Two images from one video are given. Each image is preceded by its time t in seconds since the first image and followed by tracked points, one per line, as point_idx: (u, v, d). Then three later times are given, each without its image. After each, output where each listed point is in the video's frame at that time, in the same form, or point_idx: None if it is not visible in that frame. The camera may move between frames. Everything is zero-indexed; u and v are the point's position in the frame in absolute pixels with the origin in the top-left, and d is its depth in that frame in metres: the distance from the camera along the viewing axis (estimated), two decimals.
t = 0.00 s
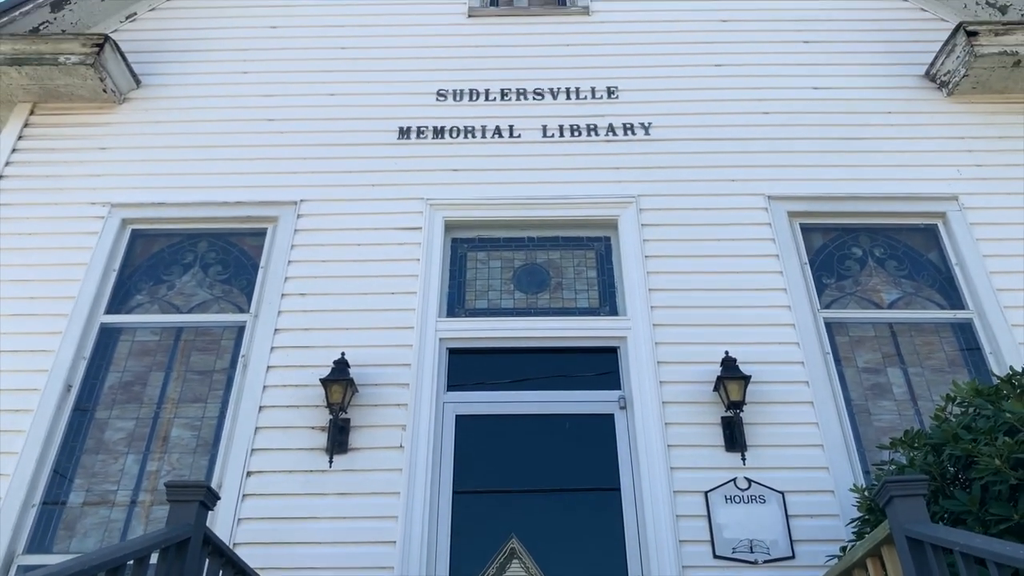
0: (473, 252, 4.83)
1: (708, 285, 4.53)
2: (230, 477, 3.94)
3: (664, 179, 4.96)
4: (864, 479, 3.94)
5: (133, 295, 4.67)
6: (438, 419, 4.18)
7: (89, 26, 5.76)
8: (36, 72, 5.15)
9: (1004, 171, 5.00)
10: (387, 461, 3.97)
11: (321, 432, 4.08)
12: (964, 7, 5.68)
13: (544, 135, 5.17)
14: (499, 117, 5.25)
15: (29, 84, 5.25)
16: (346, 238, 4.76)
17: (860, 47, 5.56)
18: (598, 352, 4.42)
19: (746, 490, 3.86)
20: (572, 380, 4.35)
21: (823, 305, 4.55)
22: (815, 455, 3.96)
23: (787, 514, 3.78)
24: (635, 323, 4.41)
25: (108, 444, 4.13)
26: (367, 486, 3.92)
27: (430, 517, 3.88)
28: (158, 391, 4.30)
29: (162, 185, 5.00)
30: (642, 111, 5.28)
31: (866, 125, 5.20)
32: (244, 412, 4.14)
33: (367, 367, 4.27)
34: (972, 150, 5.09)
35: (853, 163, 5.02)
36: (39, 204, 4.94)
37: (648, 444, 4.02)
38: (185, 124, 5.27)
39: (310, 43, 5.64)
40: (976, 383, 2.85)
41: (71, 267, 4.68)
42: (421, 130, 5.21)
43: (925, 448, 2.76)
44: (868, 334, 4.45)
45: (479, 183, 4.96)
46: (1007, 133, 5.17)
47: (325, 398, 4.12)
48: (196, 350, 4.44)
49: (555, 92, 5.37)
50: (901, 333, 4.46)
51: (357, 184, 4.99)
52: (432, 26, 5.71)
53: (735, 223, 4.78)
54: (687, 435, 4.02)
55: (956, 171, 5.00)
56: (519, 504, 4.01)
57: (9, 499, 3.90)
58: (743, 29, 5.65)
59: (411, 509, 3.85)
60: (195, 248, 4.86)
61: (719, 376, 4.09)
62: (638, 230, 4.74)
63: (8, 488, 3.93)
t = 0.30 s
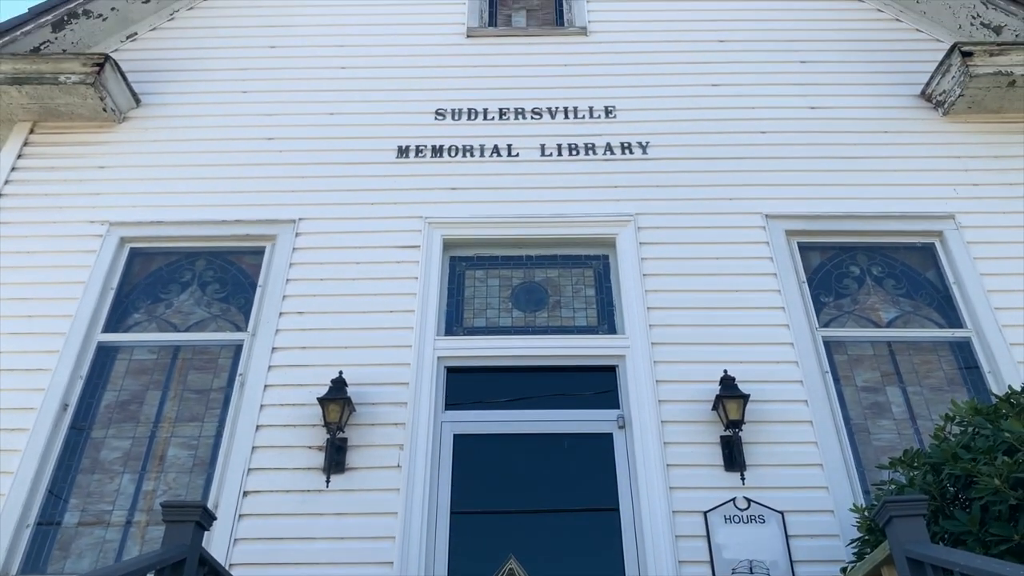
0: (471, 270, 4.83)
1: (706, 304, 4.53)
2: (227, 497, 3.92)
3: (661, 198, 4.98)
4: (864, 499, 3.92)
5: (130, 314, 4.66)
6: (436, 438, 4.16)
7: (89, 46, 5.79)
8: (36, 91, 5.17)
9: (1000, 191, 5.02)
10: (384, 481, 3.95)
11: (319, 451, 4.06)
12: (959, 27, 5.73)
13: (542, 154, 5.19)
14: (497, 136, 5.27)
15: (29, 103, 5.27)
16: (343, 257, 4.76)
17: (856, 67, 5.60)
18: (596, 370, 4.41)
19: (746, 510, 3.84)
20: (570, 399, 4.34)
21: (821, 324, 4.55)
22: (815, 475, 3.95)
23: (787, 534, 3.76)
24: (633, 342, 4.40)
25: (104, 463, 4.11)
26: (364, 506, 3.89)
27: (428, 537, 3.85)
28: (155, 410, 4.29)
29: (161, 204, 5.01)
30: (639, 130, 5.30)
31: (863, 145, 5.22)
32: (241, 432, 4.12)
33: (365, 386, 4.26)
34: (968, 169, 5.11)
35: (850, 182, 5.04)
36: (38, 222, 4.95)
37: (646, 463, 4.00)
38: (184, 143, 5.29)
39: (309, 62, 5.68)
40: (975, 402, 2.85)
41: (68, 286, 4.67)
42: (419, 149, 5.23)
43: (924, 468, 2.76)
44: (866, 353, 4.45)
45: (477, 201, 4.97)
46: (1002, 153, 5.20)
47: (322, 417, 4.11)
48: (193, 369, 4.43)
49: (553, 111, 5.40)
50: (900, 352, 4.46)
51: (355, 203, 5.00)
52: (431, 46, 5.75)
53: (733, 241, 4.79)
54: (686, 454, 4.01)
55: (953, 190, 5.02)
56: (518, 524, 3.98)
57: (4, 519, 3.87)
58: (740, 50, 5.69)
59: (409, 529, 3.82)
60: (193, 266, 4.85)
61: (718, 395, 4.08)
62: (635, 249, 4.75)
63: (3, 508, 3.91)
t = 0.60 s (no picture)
0: (470, 287, 4.83)
1: (704, 322, 4.53)
2: (224, 517, 3.90)
3: (660, 216, 4.99)
4: (863, 519, 3.91)
5: (129, 332, 4.66)
6: (434, 457, 4.15)
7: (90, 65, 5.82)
8: (36, 110, 5.20)
9: (997, 209, 5.04)
10: (383, 501, 3.94)
11: (316, 470, 4.04)
12: (953, 48, 5.77)
13: (540, 172, 5.21)
14: (496, 154, 5.30)
15: (29, 122, 5.29)
16: (342, 275, 4.77)
17: (852, 86, 5.64)
18: (595, 389, 4.40)
19: (745, 529, 3.82)
20: (569, 418, 4.33)
21: (820, 342, 4.55)
22: (814, 494, 3.94)
23: (787, 554, 3.74)
24: (632, 360, 4.40)
25: (100, 482, 4.09)
26: (362, 526, 3.87)
27: (426, 558, 3.83)
28: (153, 429, 4.27)
29: (160, 222, 5.01)
30: (637, 148, 5.33)
31: (860, 164, 5.25)
32: (238, 451, 4.10)
33: (363, 405, 4.25)
34: (965, 188, 5.14)
35: (847, 201, 5.06)
36: (36, 240, 4.95)
37: (646, 483, 3.99)
38: (184, 162, 5.31)
39: (309, 81, 5.71)
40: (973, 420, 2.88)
41: (66, 304, 4.67)
42: (418, 167, 5.25)
43: (924, 488, 2.79)
44: (865, 371, 4.45)
45: (475, 219, 4.98)
46: (998, 172, 5.22)
47: (320, 436, 4.09)
48: (191, 387, 4.42)
49: (551, 130, 5.43)
50: (899, 371, 4.46)
51: (355, 221, 5.01)
52: (430, 66, 5.79)
53: (731, 260, 4.80)
54: (686, 473, 4.00)
55: (950, 209, 5.04)
56: (516, 544, 3.96)
57: None
58: (736, 69, 5.73)
59: (406, 549, 3.80)
60: (192, 284, 4.86)
61: (717, 414, 4.07)
62: (634, 267, 4.76)
63: None
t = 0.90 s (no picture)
0: (468, 304, 4.83)
1: (702, 339, 4.53)
2: (220, 535, 3.88)
3: (657, 233, 5.00)
4: (862, 537, 3.89)
5: (126, 349, 4.65)
6: (431, 476, 4.14)
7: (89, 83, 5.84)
8: (36, 127, 5.22)
9: (993, 226, 5.05)
10: (380, 519, 3.92)
11: (312, 488, 4.02)
12: (948, 66, 5.81)
13: (538, 190, 5.22)
14: (493, 172, 5.32)
15: (29, 139, 5.30)
16: (340, 292, 4.76)
17: (847, 104, 5.67)
18: (593, 406, 4.39)
19: (744, 548, 3.80)
20: (566, 436, 4.31)
21: (817, 359, 4.55)
22: (813, 512, 3.92)
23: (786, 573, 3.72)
24: (630, 378, 4.39)
25: (96, 501, 4.07)
26: (359, 545, 3.85)
27: None
28: (148, 447, 4.26)
29: (158, 239, 5.02)
30: (634, 166, 5.35)
31: (856, 181, 5.27)
32: (235, 469, 4.09)
33: (360, 423, 4.23)
34: (960, 206, 5.15)
35: (844, 218, 5.08)
36: (34, 257, 4.95)
37: (643, 501, 3.97)
38: (182, 179, 5.32)
39: (308, 99, 5.73)
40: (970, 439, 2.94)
41: (64, 321, 4.66)
42: (416, 185, 5.27)
43: (923, 506, 2.85)
44: (863, 389, 4.44)
45: (473, 236, 4.99)
46: (994, 189, 5.24)
47: (317, 454, 4.08)
48: (187, 405, 4.41)
49: (549, 147, 5.46)
50: (897, 388, 4.46)
51: (352, 238, 5.01)
52: (428, 84, 5.82)
53: (729, 277, 4.80)
54: (684, 492, 3.98)
55: (946, 226, 5.05)
56: (513, 563, 3.93)
57: None
58: (733, 87, 5.76)
59: (403, 569, 3.78)
60: (189, 302, 4.85)
61: (715, 432, 4.06)
62: (632, 284, 4.76)
63: None
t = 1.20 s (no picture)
0: (465, 321, 4.83)
1: (700, 355, 4.53)
2: (215, 554, 3.86)
3: (655, 249, 5.01)
4: (861, 555, 3.88)
5: (122, 366, 4.64)
6: (428, 493, 4.12)
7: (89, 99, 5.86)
8: (35, 144, 5.23)
9: (989, 243, 5.07)
10: (376, 537, 3.90)
11: (309, 506, 4.01)
12: (943, 83, 5.86)
13: (536, 206, 5.23)
14: (491, 188, 5.33)
15: (28, 155, 5.32)
16: (338, 308, 4.76)
17: (844, 121, 5.70)
18: (591, 423, 4.38)
19: (743, 565, 3.80)
20: (564, 452, 4.30)
21: (815, 376, 4.55)
22: (812, 530, 3.91)
23: None
24: (627, 394, 4.39)
25: (91, 519, 4.05)
26: (356, 563, 3.83)
27: None
28: (144, 464, 4.24)
29: (156, 256, 5.02)
30: (631, 182, 5.37)
31: (853, 198, 5.29)
32: (231, 486, 4.07)
33: (357, 440, 4.22)
34: (957, 222, 5.17)
35: (841, 235, 5.10)
36: (32, 273, 4.94)
37: (642, 518, 3.96)
38: (181, 196, 5.33)
39: (306, 115, 5.76)
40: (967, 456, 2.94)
41: (60, 337, 4.65)
42: (414, 201, 5.28)
43: (921, 523, 2.84)
44: (861, 406, 4.44)
45: (471, 253, 5.00)
46: (990, 206, 5.26)
47: (314, 471, 4.06)
48: (184, 422, 4.39)
49: (546, 164, 5.47)
50: (895, 405, 4.46)
51: (350, 254, 5.02)
52: (426, 101, 5.85)
53: (726, 293, 4.81)
54: (682, 509, 3.97)
55: (942, 243, 5.07)
56: None
57: None
58: (730, 104, 5.80)
59: None
60: (187, 318, 4.85)
61: (713, 449, 4.05)
62: (629, 300, 4.77)
63: None
